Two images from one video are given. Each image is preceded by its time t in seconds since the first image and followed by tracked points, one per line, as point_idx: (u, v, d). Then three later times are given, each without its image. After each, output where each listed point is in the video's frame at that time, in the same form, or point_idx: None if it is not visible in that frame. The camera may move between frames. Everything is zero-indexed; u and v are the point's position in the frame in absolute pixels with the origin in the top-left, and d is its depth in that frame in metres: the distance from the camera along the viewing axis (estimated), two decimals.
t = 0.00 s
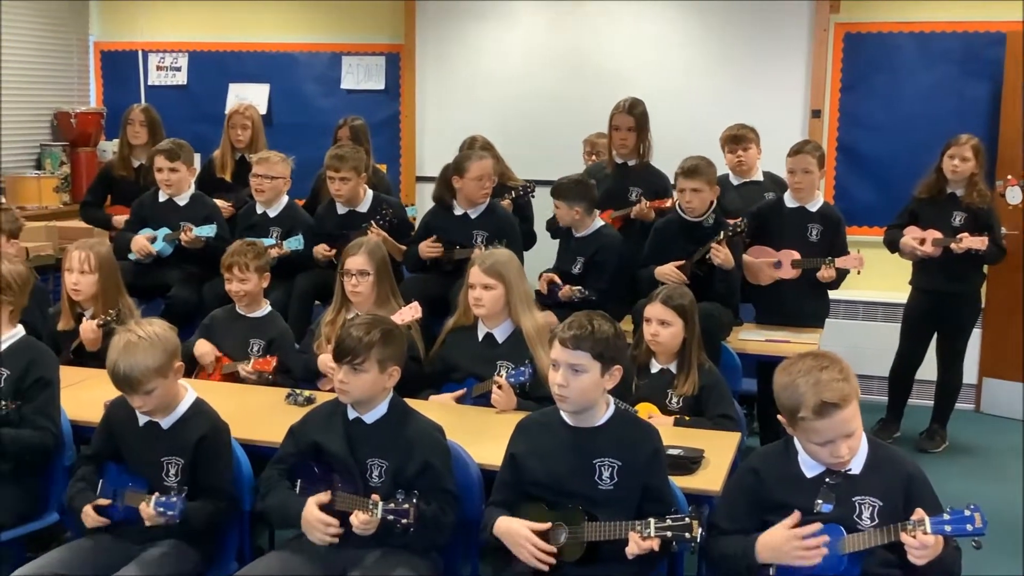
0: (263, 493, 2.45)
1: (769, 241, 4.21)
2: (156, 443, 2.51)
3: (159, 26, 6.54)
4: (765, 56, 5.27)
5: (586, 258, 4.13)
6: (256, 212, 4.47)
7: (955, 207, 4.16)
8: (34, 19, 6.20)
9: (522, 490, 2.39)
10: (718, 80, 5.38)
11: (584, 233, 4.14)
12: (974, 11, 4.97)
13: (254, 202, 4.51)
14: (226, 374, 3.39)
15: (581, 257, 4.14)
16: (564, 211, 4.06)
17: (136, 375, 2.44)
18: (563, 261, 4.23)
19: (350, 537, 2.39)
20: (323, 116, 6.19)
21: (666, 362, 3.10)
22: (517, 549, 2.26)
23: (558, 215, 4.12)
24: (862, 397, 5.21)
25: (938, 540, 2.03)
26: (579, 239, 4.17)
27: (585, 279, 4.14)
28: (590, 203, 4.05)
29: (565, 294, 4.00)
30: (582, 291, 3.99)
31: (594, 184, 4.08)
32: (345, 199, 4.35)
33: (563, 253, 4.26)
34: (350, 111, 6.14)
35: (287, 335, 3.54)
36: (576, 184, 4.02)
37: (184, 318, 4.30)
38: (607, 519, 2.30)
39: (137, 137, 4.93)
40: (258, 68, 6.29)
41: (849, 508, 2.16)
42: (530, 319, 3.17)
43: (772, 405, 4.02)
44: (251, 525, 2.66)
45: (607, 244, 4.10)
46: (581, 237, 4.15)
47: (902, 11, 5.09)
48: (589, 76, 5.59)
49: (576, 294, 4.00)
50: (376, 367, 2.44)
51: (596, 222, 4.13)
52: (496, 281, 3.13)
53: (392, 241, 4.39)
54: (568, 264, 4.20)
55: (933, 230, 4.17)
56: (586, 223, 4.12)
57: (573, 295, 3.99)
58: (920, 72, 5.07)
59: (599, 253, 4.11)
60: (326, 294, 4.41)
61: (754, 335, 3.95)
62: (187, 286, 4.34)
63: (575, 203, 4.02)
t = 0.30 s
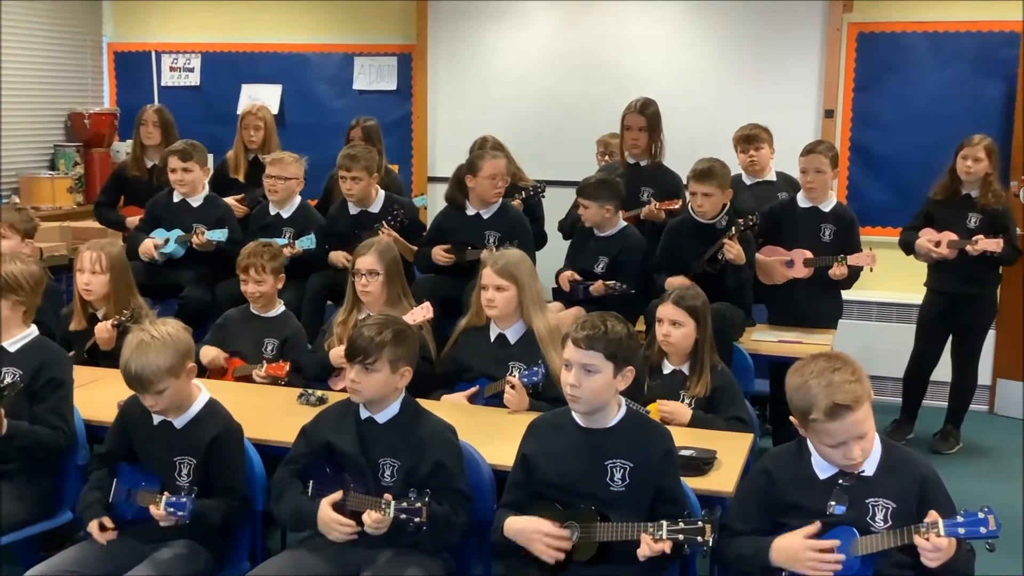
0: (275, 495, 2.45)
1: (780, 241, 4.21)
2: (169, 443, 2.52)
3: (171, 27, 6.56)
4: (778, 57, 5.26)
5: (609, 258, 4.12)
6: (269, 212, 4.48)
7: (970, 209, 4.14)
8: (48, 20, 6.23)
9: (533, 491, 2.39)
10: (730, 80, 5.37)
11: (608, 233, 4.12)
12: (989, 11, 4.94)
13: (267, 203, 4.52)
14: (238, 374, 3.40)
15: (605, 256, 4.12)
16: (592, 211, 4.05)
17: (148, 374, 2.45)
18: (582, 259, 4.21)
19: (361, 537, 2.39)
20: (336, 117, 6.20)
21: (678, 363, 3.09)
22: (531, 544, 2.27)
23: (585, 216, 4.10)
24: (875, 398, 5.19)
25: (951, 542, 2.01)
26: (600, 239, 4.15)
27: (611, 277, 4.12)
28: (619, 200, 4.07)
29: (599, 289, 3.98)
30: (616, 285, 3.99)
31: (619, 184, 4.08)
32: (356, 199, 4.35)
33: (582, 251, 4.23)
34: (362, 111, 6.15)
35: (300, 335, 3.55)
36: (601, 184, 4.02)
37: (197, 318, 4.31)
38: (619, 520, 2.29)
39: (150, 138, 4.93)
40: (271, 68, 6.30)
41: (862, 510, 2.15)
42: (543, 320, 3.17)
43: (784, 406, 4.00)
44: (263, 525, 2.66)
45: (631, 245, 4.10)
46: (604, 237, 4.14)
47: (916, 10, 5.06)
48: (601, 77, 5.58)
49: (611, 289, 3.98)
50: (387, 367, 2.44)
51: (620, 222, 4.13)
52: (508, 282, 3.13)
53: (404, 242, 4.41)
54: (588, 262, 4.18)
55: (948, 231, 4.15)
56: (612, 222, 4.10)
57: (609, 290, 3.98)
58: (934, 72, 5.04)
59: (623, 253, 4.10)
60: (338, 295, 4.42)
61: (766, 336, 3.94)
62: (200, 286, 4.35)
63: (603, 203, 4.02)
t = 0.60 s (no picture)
0: (287, 499, 2.45)
1: (791, 249, 4.20)
2: (182, 444, 2.53)
3: (184, 29, 6.59)
4: (789, 59, 5.26)
5: (625, 256, 4.12)
6: (282, 215, 4.50)
7: (983, 211, 4.12)
8: (62, 23, 6.27)
9: (545, 493, 2.39)
10: (743, 82, 5.36)
11: (619, 232, 4.14)
12: (1003, 12, 4.92)
13: (280, 205, 4.54)
14: (250, 375, 3.41)
15: (620, 255, 4.13)
16: (603, 210, 4.06)
17: (161, 379, 2.46)
18: (598, 258, 4.19)
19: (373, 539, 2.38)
20: (348, 120, 6.21)
21: (689, 366, 3.08)
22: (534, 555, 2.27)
23: (595, 216, 4.11)
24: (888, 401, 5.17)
25: (962, 545, 2.00)
26: (612, 238, 4.17)
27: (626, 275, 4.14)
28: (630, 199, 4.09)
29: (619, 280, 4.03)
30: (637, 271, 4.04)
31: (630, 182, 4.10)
32: (367, 199, 4.37)
33: (594, 249, 4.22)
34: (373, 113, 6.15)
35: (312, 337, 3.56)
36: (611, 183, 4.04)
37: (210, 320, 4.33)
38: (630, 523, 2.29)
39: (162, 140, 4.95)
40: (283, 71, 6.32)
41: (875, 513, 2.14)
42: (554, 324, 3.17)
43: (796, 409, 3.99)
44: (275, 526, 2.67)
45: (643, 240, 4.12)
46: (615, 236, 4.16)
47: (929, 11, 5.04)
48: (612, 79, 5.58)
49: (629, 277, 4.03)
50: (398, 368, 2.44)
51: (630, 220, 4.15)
52: (520, 286, 3.13)
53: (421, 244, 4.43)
54: (604, 262, 4.17)
55: (961, 234, 4.14)
56: (623, 221, 4.13)
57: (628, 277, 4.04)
58: (947, 74, 5.02)
59: (638, 250, 4.11)
60: (349, 297, 4.43)
61: (779, 339, 3.93)
62: (212, 288, 4.37)
63: (617, 201, 4.03)
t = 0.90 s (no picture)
0: (301, 502, 2.45)
1: (803, 254, 4.19)
2: (195, 446, 2.54)
3: (197, 33, 6.62)
4: (801, 62, 5.26)
5: (637, 257, 4.13)
6: (293, 218, 4.51)
7: (998, 214, 4.10)
8: (77, 26, 6.31)
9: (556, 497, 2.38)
10: (755, 85, 5.35)
11: (626, 233, 4.17)
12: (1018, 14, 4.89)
13: (292, 208, 4.55)
14: (262, 377, 3.43)
15: (633, 256, 4.14)
16: (609, 208, 4.08)
17: (172, 378, 2.47)
18: (605, 259, 4.22)
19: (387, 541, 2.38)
20: (360, 123, 6.23)
21: (701, 370, 3.07)
22: (564, 518, 2.24)
23: (602, 214, 4.14)
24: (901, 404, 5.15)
25: (978, 556, 1.99)
26: (622, 239, 4.19)
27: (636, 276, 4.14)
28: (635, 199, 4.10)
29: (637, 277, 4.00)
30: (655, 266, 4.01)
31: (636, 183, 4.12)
32: (381, 200, 4.38)
33: (606, 251, 4.22)
34: (385, 116, 6.17)
35: (324, 340, 3.57)
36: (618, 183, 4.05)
37: (223, 322, 4.34)
38: (643, 527, 2.29)
39: (176, 143, 4.98)
40: (296, 74, 6.34)
41: (889, 519, 2.14)
42: (566, 327, 3.17)
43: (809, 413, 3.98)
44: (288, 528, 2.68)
45: (653, 241, 4.12)
46: (623, 237, 4.18)
47: (942, 14, 5.03)
48: (623, 82, 5.58)
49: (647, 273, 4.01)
50: (410, 371, 2.44)
51: (636, 222, 4.17)
52: (533, 289, 3.13)
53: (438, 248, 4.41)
54: (617, 264, 4.17)
55: (975, 237, 4.12)
56: (629, 221, 4.14)
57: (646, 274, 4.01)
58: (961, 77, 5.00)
59: (650, 250, 4.12)
60: (361, 299, 4.44)
61: (791, 342, 3.92)
62: (225, 290, 4.39)
63: (622, 200, 4.05)
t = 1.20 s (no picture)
0: (312, 504, 2.44)
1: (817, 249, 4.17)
2: (206, 449, 2.54)
3: (210, 37, 6.65)
4: (814, 66, 5.25)
5: (648, 259, 4.12)
6: (305, 221, 4.52)
7: (1011, 218, 4.08)
8: (90, 31, 6.35)
9: (568, 500, 2.38)
10: (768, 89, 5.35)
11: (640, 236, 4.15)
12: None
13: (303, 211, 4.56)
14: (272, 381, 3.43)
15: (644, 259, 4.12)
16: (624, 210, 4.08)
17: (189, 363, 2.51)
18: (619, 262, 4.21)
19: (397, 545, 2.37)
20: (372, 126, 6.24)
21: (713, 373, 3.07)
22: None
23: (617, 217, 4.13)
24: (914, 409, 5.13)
25: (990, 558, 1.98)
26: (635, 242, 4.17)
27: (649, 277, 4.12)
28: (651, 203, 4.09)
29: (638, 278, 4.04)
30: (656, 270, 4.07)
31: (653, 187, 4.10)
32: (394, 201, 4.43)
33: (618, 255, 4.22)
34: (397, 120, 6.18)
35: (332, 344, 3.57)
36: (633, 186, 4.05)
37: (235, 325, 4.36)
38: (654, 531, 2.28)
39: (189, 146, 5.00)
40: (308, 78, 6.36)
41: (900, 524, 2.13)
42: (578, 330, 3.17)
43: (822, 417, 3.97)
44: (299, 530, 2.68)
45: (666, 246, 4.10)
46: (639, 240, 4.16)
47: (956, 17, 5.01)
48: (635, 86, 5.58)
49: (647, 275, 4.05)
50: (421, 373, 2.44)
51: (652, 226, 4.15)
52: (546, 292, 3.13)
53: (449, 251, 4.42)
54: (627, 265, 4.17)
55: (988, 241, 4.10)
56: (645, 224, 4.13)
57: (646, 275, 4.06)
58: (974, 81, 4.99)
59: (662, 253, 4.10)
60: (372, 302, 4.46)
61: (803, 346, 3.91)
62: (237, 293, 4.40)
63: (637, 203, 4.04)
